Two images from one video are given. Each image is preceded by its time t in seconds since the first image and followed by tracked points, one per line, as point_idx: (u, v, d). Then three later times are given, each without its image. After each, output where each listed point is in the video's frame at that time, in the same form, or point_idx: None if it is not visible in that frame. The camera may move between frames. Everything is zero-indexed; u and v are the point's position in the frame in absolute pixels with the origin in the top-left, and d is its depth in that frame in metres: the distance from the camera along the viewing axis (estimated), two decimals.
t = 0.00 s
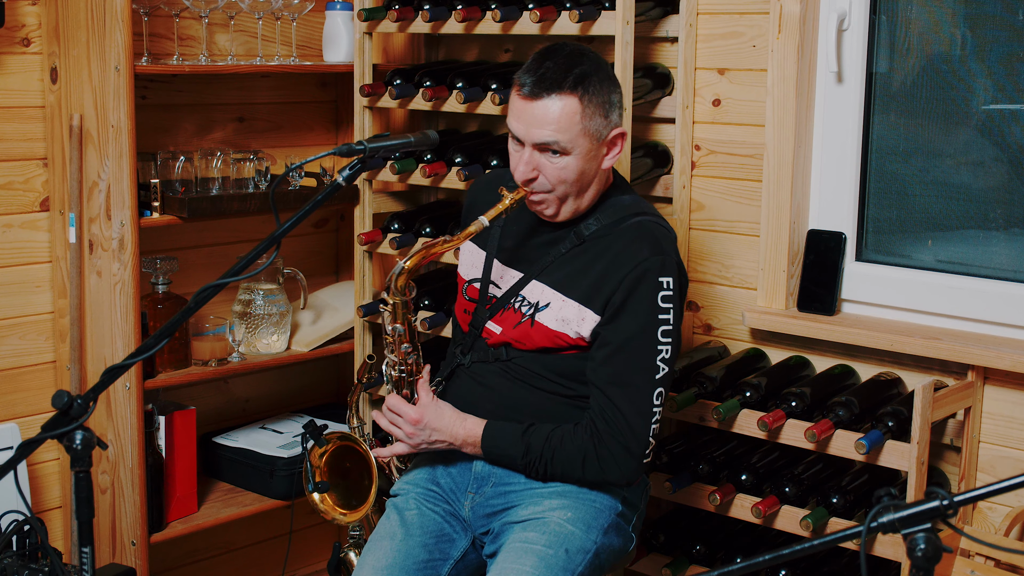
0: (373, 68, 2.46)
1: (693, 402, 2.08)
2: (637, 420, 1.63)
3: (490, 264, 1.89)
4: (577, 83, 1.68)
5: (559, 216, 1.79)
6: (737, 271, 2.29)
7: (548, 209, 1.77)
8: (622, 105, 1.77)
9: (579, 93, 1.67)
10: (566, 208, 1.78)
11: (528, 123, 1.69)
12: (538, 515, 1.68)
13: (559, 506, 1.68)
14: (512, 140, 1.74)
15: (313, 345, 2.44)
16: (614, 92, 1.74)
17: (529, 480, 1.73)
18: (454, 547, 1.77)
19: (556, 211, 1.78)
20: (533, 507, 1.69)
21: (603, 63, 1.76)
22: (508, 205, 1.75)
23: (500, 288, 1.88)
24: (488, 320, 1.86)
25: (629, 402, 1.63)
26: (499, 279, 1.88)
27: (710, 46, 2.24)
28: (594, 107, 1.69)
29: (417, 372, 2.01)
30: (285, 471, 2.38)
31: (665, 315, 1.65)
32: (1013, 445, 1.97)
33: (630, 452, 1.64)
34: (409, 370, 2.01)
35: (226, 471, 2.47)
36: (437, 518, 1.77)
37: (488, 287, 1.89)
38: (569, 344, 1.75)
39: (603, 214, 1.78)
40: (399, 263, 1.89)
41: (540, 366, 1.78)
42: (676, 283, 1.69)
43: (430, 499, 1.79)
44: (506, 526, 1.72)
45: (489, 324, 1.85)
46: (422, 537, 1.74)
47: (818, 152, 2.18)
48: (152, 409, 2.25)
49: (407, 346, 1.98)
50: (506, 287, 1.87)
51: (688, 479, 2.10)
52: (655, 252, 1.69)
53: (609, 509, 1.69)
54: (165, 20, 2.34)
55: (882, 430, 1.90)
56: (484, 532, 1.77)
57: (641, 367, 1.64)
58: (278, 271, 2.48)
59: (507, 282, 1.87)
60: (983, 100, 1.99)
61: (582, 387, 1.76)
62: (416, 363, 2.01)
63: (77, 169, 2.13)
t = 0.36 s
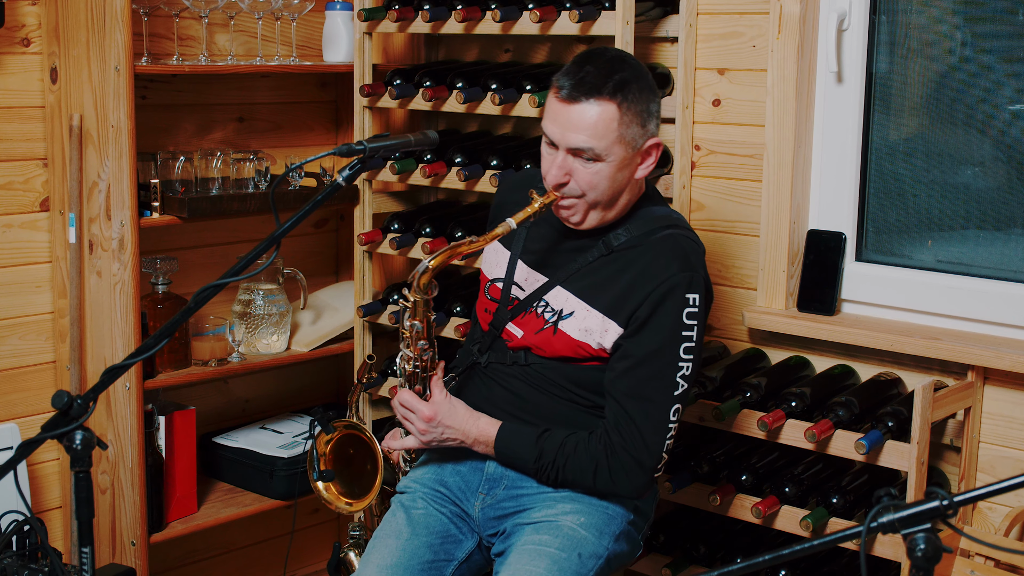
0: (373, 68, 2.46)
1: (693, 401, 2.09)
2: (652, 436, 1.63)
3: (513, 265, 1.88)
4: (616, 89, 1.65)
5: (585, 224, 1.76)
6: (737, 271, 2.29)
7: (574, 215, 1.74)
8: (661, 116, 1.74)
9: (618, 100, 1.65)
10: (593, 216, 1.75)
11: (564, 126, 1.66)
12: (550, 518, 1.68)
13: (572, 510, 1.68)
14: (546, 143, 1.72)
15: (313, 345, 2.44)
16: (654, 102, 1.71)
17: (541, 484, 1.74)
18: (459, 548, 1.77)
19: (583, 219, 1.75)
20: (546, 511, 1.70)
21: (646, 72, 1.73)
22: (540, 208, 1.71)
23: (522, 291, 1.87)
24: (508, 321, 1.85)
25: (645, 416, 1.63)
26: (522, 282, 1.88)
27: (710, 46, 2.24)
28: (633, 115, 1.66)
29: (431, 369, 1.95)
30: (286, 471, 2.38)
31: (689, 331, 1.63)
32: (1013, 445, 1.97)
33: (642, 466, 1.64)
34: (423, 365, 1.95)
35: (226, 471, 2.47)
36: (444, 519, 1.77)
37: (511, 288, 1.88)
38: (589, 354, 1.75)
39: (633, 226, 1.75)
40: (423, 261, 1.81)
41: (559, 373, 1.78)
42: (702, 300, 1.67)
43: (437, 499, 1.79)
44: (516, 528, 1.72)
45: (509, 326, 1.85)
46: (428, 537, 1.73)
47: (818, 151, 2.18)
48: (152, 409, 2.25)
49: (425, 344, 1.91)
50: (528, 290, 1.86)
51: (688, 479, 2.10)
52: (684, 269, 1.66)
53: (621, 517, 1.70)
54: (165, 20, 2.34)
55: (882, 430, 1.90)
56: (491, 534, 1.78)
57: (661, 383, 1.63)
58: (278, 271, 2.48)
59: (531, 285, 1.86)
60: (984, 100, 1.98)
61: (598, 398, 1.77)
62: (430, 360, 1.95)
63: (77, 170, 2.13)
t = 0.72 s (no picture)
0: (374, 69, 2.46)
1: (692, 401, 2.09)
2: (668, 439, 1.65)
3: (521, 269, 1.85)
4: (657, 113, 1.63)
5: (600, 233, 1.76)
6: (737, 271, 2.29)
7: (592, 225, 1.74)
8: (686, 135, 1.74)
9: (657, 124, 1.63)
10: (609, 227, 1.75)
11: (599, 144, 1.63)
12: (564, 522, 1.68)
13: (585, 514, 1.69)
14: (574, 154, 1.68)
15: (313, 345, 2.44)
16: (685, 124, 1.70)
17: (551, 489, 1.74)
18: (465, 554, 1.77)
19: (599, 229, 1.75)
20: (558, 515, 1.70)
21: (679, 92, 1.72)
22: (560, 219, 1.67)
23: (530, 295, 1.84)
24: (516, 326, 1.83)
25: (660, 420, 1.64)
26: (528, 284, 1.85)
27: (709, 46, 2.24)
28: (668, 139, 1.65)
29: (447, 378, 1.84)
30: (286, 471, 2.38)
31: (702, 334, 1.65)
32: (1013, 445, 1.97)
33: (657, 468, 1.65)
34: (438, 375, 1.84)
35: (226, 471, 2.47)
36: (450, 524, 1.77)
37: (517, 292, 1.85)
38: (603, 359, 1.75)
39: (645, 232, 1.76)
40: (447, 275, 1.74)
41: (570, 377, 1.78)
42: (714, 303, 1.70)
43: (443, 504, 1.79)
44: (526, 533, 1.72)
45: (518, 331, 1.83)
46: (435, 543, 1.73)
47: (818, 151, 2.18)
48: (152, 409, 2.25)
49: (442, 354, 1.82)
50: (536, 295, 1.84)
51: (688, 479, 2.10)
52: (697, 272, 1.69)
53: (632, 521, 1.70)
54: (165, 20, 2.34)
55: (882, 430, 1.90)
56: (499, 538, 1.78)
57: (676, 387, 1.64)
58: (278, 271, 2.48)
59: (537, 288, 1.84)
60: (984, 100, 1.99)
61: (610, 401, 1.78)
62: (445, 370, 1.84)
63: (77, 170, 2.13)
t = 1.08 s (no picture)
0: (373, 69, 2.46)
1: (693, 402, 2.09)
2: (661, 428, 1.65)
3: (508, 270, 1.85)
4: (631, 106, 1.65)
5: (575, 227, 1.76)
6: (736, 271, 2.29)
7: (565, 218, 1.73)
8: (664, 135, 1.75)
9: (631, 116, 1.65)
10: (583, 221, 1.74)
11: (572, 132, 1.65)
12: (561, 521, 1.68)
13: (582, 513, 1.68)
14: (548, 144, 1.70)
15: (313, 345, 2.44)
16: (661, 122, 1.72)
17: (547, 487, 1.74)
18: (463, 554, 1.77)
19: (573, 222, 1.74)
20: (555, 514, 1.70)
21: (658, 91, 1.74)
22: (535, 211, 1.66)
23: (519, 295, 1.84)
24: (506, 326, 1.83)
25: (653, 410, 1.65)
26: (517, 285, 1.85)
27: (709, 46, 2.24)
28: (642, 133, 1.67)
29: (435, 381, 1.80)
30: (286, 471, 2.38)
31: (690, 322, 1.67)
32: (1013, 445, 1.97)
33: (653, 458, 1.65)
34: (426, 379, 1.80)
35: (226, 471, 2.47)
36: (447, 524, 1.77)
37: (506, 293, 1.85)
38: (592, 352, 1.76)
39: (628, 225, 1.77)
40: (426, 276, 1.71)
41: (562, 373, 1.79)
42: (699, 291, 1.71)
43: (440, 505, 1.79)
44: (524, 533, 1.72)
45: (507, 331, 1.83)
46: (432, 543, 1.73)
47: (818, 152, 2.18)
48: (152, 409, 2.25)
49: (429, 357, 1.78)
50: (525, 294, 1.85)
51: (688, 479, 2.10)
52: (681, 260, 1.71)
53: (629, 519, 1.70)
54: (165, 20, 2.34)
55: (882, 430, 1.90)
56: (497, 538, 1.78)
57: (666, 375, 1.65)
58: (278, 271, 2.48)
59: (526, 288, 1.85)
60: (983, 101, 1.99)
61: (603, 395, 1.78)
62: (434, 372, 1.80)
63: (77, 170, 2.13)
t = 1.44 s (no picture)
0: (373, 69, 2.46)
1: (694, 402, 2.08)
2: (634, 414, 1.64)
3: (481, 272, 1.88)
4: (581, 100, 1.67)
5: (541, 222, 1.79)
6: (736, 271, 2.29)
7: (531, 214, 1.77)
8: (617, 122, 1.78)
9: (583, 110, 1.67)
10: (549, 215, 1.78)
11: (527, 132, 1.67)
12: (543, 516, 1.67)
13: (564, 507, 1.68)
14: (505, 145, 1.72)
15: (313, 345, 2.44)
16: (612, 110, 1.75)
17: (530, 483, 1.74)
18: (451, 546, 1.76)
19: (539, 218, 1.78)
20: (538, 510, 1.69)
21: (605, 81, 1.76)
22: (497, 211, 1.71)
23: (494, 295, 1.87)
24: (482, 326, 1.85)
25: (624, 398, 1.64)
26: (492, 285, 1.88)
27: (709, 46, 2.24)
28: (594, 124, 1.70)
29: (413, 384, 1.99)
30: (285, 471, 2.38)
31: (653, 307, 1.65)
32: (1013, 445, 1.97)
33: (630, 446, 1.65)
34: (404, 382, 1.99)
35: (226, 471, 2.47)
36: (435, 518, 1.77)
37: (482, 295, 1.88)
38: (562, 343, 1.76)
39: (589, 214, 1.79)
40: (393, 278, 1.87)
41: (534, 367, 1.78)
42: (662, 274, 1.70)
43: (428, 499, 1.79)
44: (511, 529, 1.71)
45: (484, 331, 1.85)
46: (419, 536, 1.74)
47: (818, 152, 2.18)
48: (152, 409, 2.25)
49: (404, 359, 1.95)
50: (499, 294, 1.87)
51: (687, 479, 2.10)
52: (640, 246, 1.70)
53: (613, 509, 1.69)
54: (164, 20, 2.34)
55: (882, 430, 1.90)
56: (484, 534, 1.77)
57: (633, 361, 1.64)
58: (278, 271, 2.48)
59: (500, 288, 1.87)
60: (982, 100, 1.99)
61: (576, 386, 1.77)
62: (411, 376, 1.99)
63: (77, 170, 2.13)
